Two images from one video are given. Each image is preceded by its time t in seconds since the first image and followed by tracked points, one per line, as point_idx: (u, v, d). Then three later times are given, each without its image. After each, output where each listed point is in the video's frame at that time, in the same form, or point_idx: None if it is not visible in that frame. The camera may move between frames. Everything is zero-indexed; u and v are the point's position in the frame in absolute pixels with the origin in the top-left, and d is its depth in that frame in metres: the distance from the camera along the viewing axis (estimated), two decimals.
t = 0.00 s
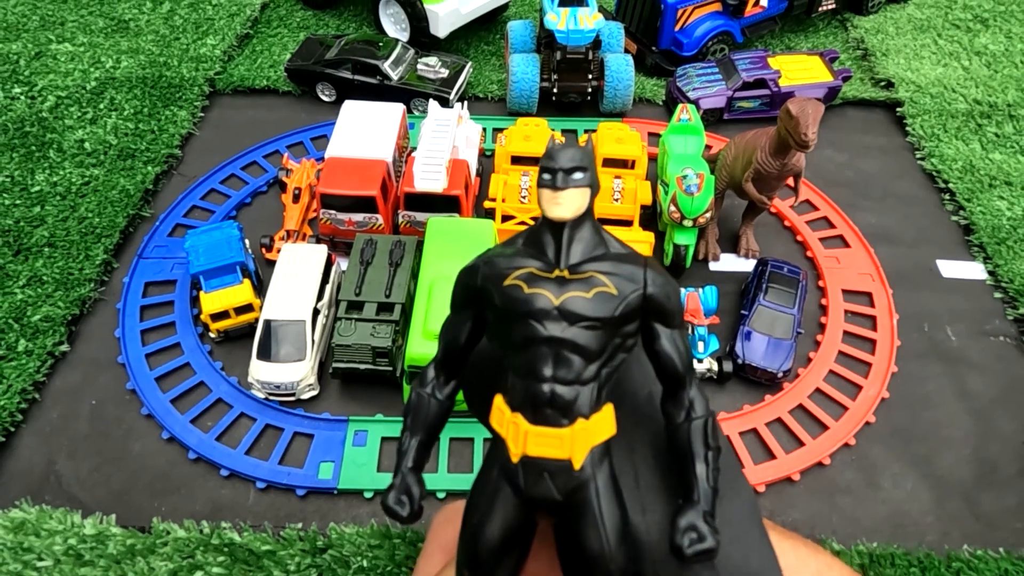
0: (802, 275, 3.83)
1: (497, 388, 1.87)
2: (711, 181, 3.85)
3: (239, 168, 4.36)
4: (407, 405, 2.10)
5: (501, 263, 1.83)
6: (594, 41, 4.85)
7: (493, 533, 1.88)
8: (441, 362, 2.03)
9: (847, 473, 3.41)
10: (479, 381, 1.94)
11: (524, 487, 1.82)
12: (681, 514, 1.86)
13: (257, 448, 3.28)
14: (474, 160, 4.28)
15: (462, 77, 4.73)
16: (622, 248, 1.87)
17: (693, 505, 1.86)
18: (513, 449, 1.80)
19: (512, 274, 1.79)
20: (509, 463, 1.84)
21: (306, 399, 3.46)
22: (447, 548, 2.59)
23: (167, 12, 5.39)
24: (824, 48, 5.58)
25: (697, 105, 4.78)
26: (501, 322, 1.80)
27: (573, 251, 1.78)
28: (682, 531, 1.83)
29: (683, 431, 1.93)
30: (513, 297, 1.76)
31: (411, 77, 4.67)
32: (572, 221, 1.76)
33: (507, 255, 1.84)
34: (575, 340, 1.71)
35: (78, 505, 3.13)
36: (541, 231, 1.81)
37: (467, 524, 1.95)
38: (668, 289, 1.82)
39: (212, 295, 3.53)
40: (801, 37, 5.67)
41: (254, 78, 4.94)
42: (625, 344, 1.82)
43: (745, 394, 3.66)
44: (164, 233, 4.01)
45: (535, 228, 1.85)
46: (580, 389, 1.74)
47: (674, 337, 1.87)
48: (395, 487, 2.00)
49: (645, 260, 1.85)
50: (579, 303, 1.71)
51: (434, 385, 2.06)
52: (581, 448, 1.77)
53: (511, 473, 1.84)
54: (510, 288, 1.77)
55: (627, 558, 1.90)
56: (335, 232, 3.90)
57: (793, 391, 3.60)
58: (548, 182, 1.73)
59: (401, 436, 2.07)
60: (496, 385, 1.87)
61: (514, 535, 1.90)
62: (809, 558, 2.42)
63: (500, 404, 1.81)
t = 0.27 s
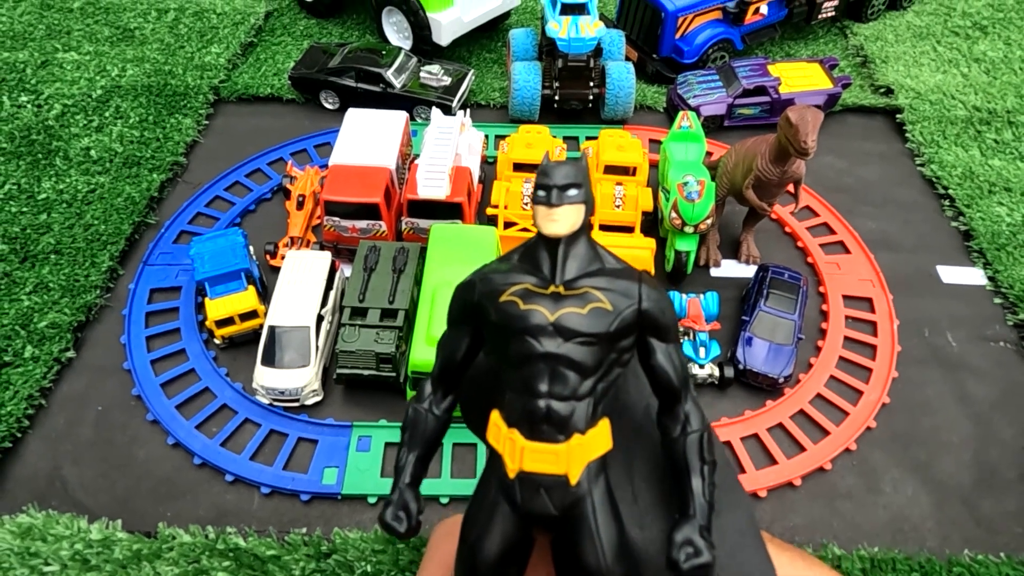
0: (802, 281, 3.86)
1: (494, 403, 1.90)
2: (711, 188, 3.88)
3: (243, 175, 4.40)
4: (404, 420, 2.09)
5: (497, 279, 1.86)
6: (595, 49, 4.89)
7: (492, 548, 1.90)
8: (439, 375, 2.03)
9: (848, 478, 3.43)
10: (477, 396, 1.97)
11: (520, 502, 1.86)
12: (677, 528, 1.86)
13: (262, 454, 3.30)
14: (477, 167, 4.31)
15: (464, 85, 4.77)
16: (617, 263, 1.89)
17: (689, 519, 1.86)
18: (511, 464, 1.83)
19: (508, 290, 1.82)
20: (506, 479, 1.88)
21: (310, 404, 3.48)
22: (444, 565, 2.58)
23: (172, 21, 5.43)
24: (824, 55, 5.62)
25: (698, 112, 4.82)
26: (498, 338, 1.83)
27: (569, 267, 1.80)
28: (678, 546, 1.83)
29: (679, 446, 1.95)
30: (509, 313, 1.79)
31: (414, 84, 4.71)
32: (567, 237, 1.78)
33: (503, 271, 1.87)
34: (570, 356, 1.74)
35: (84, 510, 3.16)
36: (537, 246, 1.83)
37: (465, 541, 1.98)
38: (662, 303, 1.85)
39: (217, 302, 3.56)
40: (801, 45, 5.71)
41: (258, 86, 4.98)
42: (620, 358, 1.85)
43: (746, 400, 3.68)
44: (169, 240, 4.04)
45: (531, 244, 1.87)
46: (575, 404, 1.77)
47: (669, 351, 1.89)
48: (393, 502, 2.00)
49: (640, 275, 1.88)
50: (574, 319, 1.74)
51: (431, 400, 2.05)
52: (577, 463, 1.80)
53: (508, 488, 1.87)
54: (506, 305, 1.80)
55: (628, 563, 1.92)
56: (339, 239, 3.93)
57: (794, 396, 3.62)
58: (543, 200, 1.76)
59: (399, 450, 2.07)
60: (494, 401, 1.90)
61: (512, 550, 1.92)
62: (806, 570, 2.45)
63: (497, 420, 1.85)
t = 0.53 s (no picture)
0: (806, 288, 3.86)
1: (482, 426, 1.90)
2: (714, 198, 3.91)
3: (248, 185, 4.42)
4: (392, 442, 2.09)
5: (484, 299, 1.85)
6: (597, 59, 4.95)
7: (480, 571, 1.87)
8: (427, 397, 2.03)
9: (853, 485, 3.42)
10: (464, 417, 1.97)
11: (508, 526, 1.84)
12: (671, 553, 1.88)
13: (268, 462, 3.31)
14: (481, 176, 4.33)
15: (468, 94, 4.80)
16: (607, 281, 1.88)
17: (683, 543, 1.88)
18: (499, 488, 1.83)
19: (497, 309, 1.81)
20: (494, 503, 1.87)
21: (315, 413, 3.48)
22: None
23: (177, 33, 5.48)
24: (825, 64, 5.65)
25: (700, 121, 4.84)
26: (486, 359, 1.82)
27: (557, 285, 1.78)
28: (673, 571, 1.85)
29: (670, 467, 1.96)
30: (497, 333, 1.78)
31: (418, 94, 4.74)
32: (555, 255, 1.76)
33: (490, 289, 1.86)
34: (559, 377, 1.74)
35: (89, 519, 3.16)
36: (526, 264, 1.81)
37: (451, 565, 1.94)
38: (652, 322, 1.84)
39: (223, 310, 3.56)
40: (802, 54, 5.74)
41: (264, 96, 5.02)
42: (610, 378, 1.85)
43: (749, 408, 3.68)
44: (175, 249, 4.07)
45: (519, 261, 1.86)
46: (565, 426, 1.78)
47: (660, 370, 1.89)
48: (380, 527, 2.00)
49: (630, 294, 1.87)
50: (564, 339, 1.74)
51: (419, 422, 2.05)
52: (566, 487, 1.81)
53: (496, 513, 1.86)
54: (494, 324, 1.79)
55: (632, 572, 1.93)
56: (344, 248, 3.94)
57: (798, 404, 3.62)
58: (531, 217, 1.73)
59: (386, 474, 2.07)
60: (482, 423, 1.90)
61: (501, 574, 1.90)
62: None
63: (486, 442, 1.85)
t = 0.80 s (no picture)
0: (813, 299, 3.85)
1: (491, 440, 1.88)
2: (720, 208, 3.88)
3: (254, 198, 4.43)
4: (400, 457, 2.08)
5: (494, 310, 1.83)
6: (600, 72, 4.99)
7: None
8: (434, 412, 2.01)
9: (864, 497, 3.39)
10: (471, 432, 1.94)
11: (520, 543, 1.83)
12: (686, 569, 1.86)
13: (274, 475, 3.29)
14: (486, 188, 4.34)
15: (473, 106, 4.82)
16: (617, 292, 1.87)
17: (697, 559, 1.86)
18: (511, 505, 1.81)
19: (507, 322, 1.79)
20: (505, 519, 1.85)
21: (322, 425, 3.46)
22: None
23: (183, 46, 5.51)
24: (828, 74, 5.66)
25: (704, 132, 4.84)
26: (495, 372, 1.80)
27: (568, 297, 1.77)
28: None
29: (685, 481, 1.94)
30: (507, 346, 1.76)
31: (423, 107, 4.76)
32: (566, 266, 1.75)
33: (500, 301, 1.84)
34: (571, 391, 1.72)
35: (95, 533, 3.14)
36: (535, 276, 1.80)
37: None
38: (665, 334, 1.83)
39: (229, 322, 3.56)
40: (805, 64, 5.75)
41: (269, 109, 5.03)
42: (623, 392, 1.82)
43: (758, 418, 3.66)
44: (181, 262, 4.07)
45: (529, 273, 1.85)
46: (577, 441, 1.75)
47: (673, 384, 1.88)
48: (388, 544, 1.97)
49: (641, 305, 1.86)
50: (575, 352, 1.72)
51: (427, 436, 2.04)
52: (579, 503, 1.78)
53: (508, 529, 1.84)
54: (504, 337, 1.77)
55: None
56: (349, 260, 3.93)
57: (807, 415, 3.60)
58: (541, 229, 1.71)
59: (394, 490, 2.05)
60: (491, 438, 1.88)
61: None
62: None
63: (495, 457, 1.83)
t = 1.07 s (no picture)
0: (815, 305, 3.86)
1: (496, 441, 1.90)
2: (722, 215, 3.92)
3: (257, 207, 4.45)
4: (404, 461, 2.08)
5: (498, 312, 1.85)
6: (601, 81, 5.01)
7: None
8: (439, 414, 2.02)
9: (867, 503, 3.38)
10: (477, 432, 1.97)
11: (524, 545, 1.83)
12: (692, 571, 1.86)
13: (276, 483, 3.29)
14: (487, 196, 4.35)
15: (474, 116, 4.85)
16: (621, 295, 1.88)
17: (703, 562, 1.86)
18: (515, 506, 1.83)
19: (511, 323, 1.80)
20: (510, 521, 1.86)
21: (324, 433, 3.47)
22: None
23: (187, 58, 5.55)
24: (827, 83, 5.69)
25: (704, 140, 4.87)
26: (500, 373, 1.82)
27: (572, 299, 1.78)
28: None
29: (689, 483, 1.93)
30: (512, 347, 1.77)
31: (424, 116, 4.79)
32: (569, 268, 1.76)
33: (504, 303, 1.86)
34: (575, 391, 1.73)
35: (98, 541, 3.14)
36: (539, 277, 1.81)
37: None
38: (668, 335, 1.84)
39: (232, 331, 3.57)
40: (805, 73, 5.78)
41: (272, 120, 5.06)
42: (626, 393, 1.84)
43: (760, 424, 3.66)
44: (184, 271, 4.08)
45: (533, 275, 1.86)
46: (581, 442, 1.77)
47: (677, 385, 1.88)
48: (393, 546, 1.96)
49: (645, 306, 1.87)
50: (579, 353, 1.73)
51: (432, 438, 2.04)
52: (583, 504, 1.80)
53: (512, 531, 1.85)
54: (508, 338, 1.79)
55: None
56: (352, 268, 3.95)
57: (810, 421, 3.59)
58: (545, 231, 1.72)
59: (397, 492, 2.04)
60: (497, 440, 1.90)
61: None
62: None
63: (500, 459, 1.85)
